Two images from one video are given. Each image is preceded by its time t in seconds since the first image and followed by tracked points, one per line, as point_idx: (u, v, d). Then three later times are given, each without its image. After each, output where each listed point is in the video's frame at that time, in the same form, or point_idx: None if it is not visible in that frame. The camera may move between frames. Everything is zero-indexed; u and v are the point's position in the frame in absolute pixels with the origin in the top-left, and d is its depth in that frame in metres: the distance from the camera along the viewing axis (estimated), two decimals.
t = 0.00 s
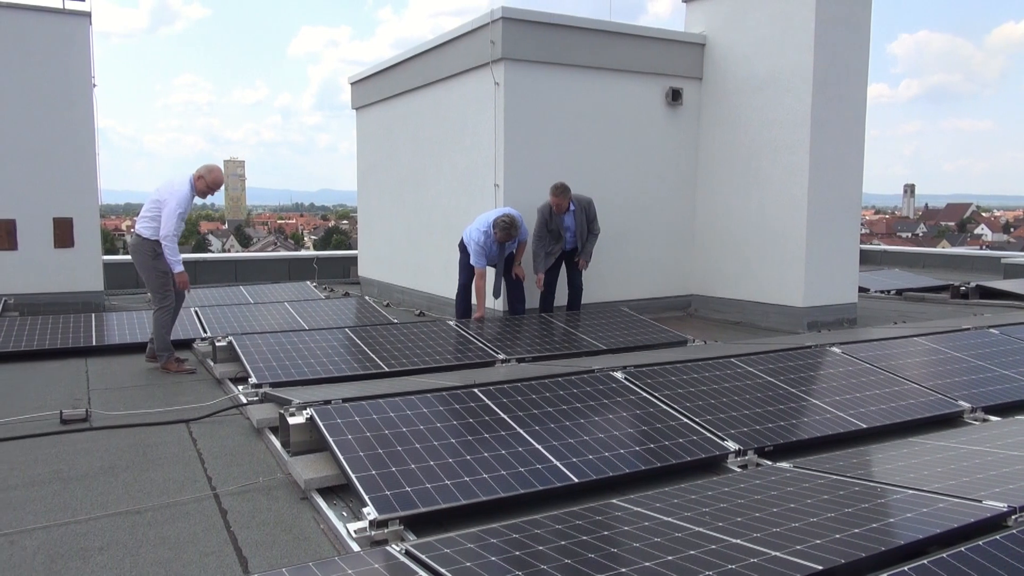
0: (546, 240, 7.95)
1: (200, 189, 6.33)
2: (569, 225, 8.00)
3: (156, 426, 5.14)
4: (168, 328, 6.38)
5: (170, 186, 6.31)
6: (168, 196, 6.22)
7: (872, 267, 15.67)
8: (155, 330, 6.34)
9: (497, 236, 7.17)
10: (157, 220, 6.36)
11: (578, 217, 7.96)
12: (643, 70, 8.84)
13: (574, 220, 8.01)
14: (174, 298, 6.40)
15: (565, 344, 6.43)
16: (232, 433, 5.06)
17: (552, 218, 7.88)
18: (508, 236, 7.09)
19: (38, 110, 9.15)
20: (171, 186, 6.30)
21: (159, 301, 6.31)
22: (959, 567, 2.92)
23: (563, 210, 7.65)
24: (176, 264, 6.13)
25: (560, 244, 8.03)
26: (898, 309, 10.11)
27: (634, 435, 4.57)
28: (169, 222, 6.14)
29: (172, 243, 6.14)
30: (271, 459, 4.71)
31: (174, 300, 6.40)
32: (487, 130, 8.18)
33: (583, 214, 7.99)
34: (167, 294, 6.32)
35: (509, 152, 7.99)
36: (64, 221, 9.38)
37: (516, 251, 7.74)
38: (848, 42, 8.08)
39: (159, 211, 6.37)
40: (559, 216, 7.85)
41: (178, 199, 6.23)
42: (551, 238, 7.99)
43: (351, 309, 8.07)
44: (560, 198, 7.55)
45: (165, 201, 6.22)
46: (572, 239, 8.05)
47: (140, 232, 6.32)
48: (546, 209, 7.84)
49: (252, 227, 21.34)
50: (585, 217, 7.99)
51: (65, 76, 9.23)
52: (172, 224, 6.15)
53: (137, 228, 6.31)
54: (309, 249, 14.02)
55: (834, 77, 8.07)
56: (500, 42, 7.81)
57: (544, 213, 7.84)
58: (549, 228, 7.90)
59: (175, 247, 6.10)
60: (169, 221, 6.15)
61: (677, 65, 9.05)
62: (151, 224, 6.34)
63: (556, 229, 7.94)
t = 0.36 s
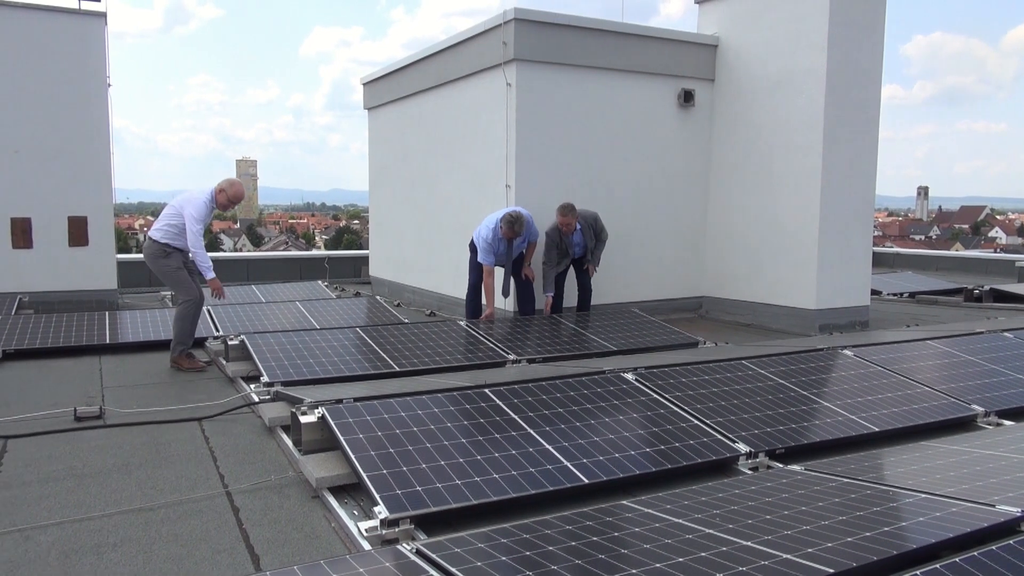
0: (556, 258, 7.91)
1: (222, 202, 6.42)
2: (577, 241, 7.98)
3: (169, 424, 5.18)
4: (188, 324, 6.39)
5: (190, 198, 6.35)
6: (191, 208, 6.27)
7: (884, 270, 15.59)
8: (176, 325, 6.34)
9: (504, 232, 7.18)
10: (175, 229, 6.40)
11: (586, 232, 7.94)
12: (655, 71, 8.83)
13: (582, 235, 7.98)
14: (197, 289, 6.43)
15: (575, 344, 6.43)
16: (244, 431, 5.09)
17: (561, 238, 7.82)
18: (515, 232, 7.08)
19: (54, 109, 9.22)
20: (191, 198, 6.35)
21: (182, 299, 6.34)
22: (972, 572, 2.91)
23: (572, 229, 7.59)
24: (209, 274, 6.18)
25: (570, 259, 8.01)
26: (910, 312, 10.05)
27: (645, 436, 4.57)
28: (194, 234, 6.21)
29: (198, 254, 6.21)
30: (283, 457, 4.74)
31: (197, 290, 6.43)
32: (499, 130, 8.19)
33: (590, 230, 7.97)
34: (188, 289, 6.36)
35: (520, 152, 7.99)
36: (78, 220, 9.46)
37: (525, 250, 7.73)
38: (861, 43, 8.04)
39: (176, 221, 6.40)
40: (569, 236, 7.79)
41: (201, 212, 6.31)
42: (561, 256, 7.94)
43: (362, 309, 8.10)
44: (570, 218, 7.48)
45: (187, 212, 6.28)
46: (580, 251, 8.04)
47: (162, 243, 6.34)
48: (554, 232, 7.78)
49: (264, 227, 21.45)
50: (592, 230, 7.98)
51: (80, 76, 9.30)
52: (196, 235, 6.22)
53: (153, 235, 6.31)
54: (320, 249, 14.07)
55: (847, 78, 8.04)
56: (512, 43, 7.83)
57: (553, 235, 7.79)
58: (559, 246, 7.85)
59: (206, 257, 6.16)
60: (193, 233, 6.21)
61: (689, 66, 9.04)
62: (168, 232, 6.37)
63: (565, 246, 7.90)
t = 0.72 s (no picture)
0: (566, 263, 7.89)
1: (234, 218, 6.41)
2: (587, 246, 7.97)
3: (182, 422, 5.22)
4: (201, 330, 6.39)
5: (204, 217, 6.37)
6: (205, 228, 6.29)
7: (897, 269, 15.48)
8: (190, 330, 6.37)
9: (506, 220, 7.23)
10: (191, 248, 6.45)
11: (595, 236, 7.92)
12: (666, 70, 8.80)
13: (591, 239, 7.97)
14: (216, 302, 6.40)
15: (585, 344, 6.42)
16: (256, 430, 5.12)
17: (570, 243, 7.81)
18: (516, 214, 7.12)
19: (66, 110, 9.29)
20: (204, 217, 6.37)
21: (199, 310, 6.32)
22: (984, 573, 2.89)
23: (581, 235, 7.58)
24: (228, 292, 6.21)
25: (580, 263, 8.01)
26: (923, 311, 9.98)
27: (655, 436, 4.56)
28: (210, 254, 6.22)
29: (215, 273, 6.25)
30: (294, 456, 4.76)
31: (217, 303, 6.41)
32: (509, 130, 8.20)
33: (600, 234, 7.96)
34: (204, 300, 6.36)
35: (530, 152, 7.99)
36: (91, 220, 9.52)
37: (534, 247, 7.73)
38: (874, 41, 7.99)
39: (191, 240, 6.45)
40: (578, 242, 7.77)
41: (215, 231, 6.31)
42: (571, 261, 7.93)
43: (372, 308, 8.13)
44: (579, 226, 7.47)
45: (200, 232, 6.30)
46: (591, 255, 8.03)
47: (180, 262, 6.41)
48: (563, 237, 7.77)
49: (275, 226, 21.55)
50: (602, 234, 7.96)
51: (93, 76, 9.36)
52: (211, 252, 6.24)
53: (169, 255, 6.39)
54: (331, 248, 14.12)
55: (859, 76, 7.98)
56: (522, 43, 7.83)
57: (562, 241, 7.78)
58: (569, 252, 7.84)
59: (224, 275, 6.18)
60: (208, 253, 6.24)
61: (700, 65, 9.01)
62: (184, 252, 6.42)
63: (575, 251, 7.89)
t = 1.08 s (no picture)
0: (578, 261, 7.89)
1: (245, 233, 6.43)
2: (598, 245, 7.96)
3: (196, 421, 5.26)
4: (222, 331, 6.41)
5: (216, 235, 6.42)
6: (218, 246, 6.33)
7: (911, 266, 15.38)
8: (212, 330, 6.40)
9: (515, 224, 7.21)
10: (207, 267, 6.53)
11: (607, 235, 7.91)
12: (677, 68, 8.78)
13: (602, 238, 7.95)
14: (240, 311, 6.43)
15: (596, 342, 6.42)
16: (269, 428, 5.15)
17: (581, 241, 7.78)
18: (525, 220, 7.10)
19: (81, 112, 9.37)
20: (217, 235, 6.41)
21: (224, 320, 6.37)
22: (1001, 571, 2.86)
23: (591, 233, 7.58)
24: (249, 307, 6.27)
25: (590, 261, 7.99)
26: (937, 309, 9.91)
27: (667, 434, 4.55)
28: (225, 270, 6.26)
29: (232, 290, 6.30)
30: (307, 454, 4.78)
31: (241, 312, 6.43)
32: (520, 129, 8.20)
33: (611, 231, 7.94)
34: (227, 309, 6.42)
35: (541, 151, 7.99)
36: (106, 220, 9.60)
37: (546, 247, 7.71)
38: (886, 37, 7.94)
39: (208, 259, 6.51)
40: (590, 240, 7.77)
41: (229, 248, 6.35)
42: (583, 259, 7.92)
43: (384, 307, 8.16)
44: (590, 224, 7.46)
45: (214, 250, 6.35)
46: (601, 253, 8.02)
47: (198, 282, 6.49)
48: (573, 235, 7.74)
49: (287, 226, 21.65)
50: (613, 232, 7.94)
51: (107, 78, 9.45)
52: (226, 268, 6.28)
53: (187, 277, 6.47)
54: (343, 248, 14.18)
55: (872, 73, 7.93)
56: (533, 42, 7.83)
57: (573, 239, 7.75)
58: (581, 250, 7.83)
59: (242, 291, 6.21)
60: (224, 271, 6.28)
61: (711, 63, 8.98)
62: (201, 272, 6.49)
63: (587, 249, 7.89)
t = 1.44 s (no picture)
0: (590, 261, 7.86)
1: (255, 245, 6.46)
2: (610, 245, 7.94)
3: (211, 419, 5.29)
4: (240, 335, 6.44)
5: (225, 250, 6.44)
6: (228, 261, 6.36)
7: (927, 266, 15.27)
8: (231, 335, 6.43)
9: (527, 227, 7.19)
10: (221, 284, 6.54)
11: (618, 234, 7.89)
12: (690, 67, 8.75)
13: (614, 237, 7.94)
14: (259, 319, 6.44)
15: (608, 342, 6.41)
16: (283, 427, 5.18)
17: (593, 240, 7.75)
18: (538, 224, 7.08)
19: (98, 112, 9.46)
20: (225, 251, 6.42)
21: (245, 330, 6.40)
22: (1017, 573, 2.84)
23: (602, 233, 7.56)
24: (267, 314, 6.34)
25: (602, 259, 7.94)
26: (954, 309, 9.82)
27: (680, 434, 4.54)
28: (238, 285, 6.31)
29: (249, 301, 6.34)
30: (320, 452, 4.80)
31: (259, 320, 6.43)
32: (532, 128, 8.20)
33: (622, 229, 7.90)
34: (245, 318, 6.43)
35: (553, 150, 7.99)
36: (121, 220, 9.68)
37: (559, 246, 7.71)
38: (902, 35, 7.88)
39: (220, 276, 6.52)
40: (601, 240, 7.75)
41: (239, 262, 6.38)
42: (594, 259, 7.89)
43: (397, 307, 8.18)
44: (601, 223, 7.45)
45: (224, 265, 6.37)
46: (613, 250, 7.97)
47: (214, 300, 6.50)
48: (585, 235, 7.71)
49: (300, 226, 21.75)
50: (624, 231, 7.92)
51: (123, 79, 9.52)
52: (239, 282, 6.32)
53: (203, 296, 6.50)
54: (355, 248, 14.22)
55: (887, 71, 7.87)
56: (545, 41, 7.82)
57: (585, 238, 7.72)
58: (593, 249, 7.80)
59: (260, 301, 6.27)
60: (237, 285, 6.32)
61: (725, 62, 8.95)
62: (217, 290, 6.50)
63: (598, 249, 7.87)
